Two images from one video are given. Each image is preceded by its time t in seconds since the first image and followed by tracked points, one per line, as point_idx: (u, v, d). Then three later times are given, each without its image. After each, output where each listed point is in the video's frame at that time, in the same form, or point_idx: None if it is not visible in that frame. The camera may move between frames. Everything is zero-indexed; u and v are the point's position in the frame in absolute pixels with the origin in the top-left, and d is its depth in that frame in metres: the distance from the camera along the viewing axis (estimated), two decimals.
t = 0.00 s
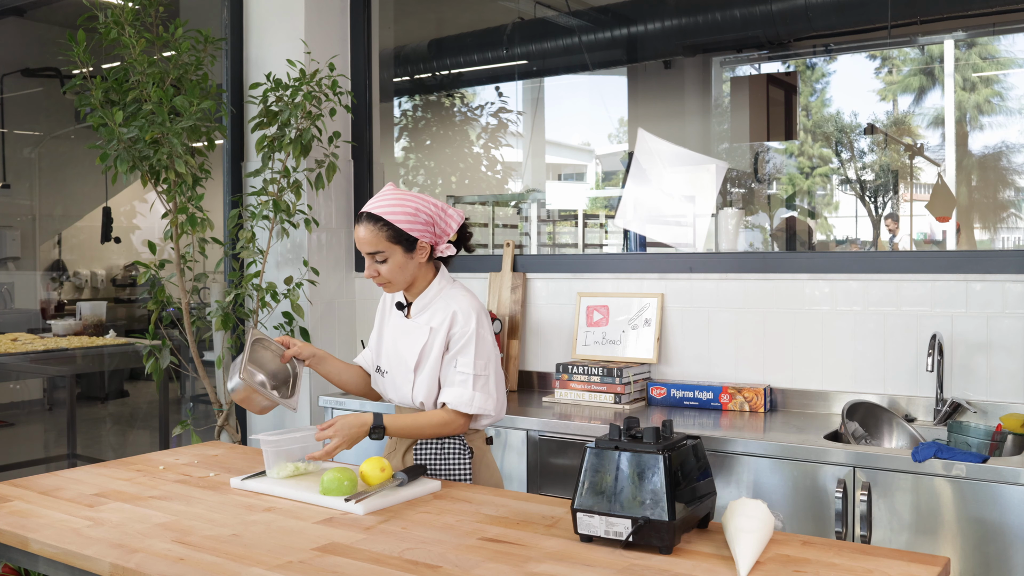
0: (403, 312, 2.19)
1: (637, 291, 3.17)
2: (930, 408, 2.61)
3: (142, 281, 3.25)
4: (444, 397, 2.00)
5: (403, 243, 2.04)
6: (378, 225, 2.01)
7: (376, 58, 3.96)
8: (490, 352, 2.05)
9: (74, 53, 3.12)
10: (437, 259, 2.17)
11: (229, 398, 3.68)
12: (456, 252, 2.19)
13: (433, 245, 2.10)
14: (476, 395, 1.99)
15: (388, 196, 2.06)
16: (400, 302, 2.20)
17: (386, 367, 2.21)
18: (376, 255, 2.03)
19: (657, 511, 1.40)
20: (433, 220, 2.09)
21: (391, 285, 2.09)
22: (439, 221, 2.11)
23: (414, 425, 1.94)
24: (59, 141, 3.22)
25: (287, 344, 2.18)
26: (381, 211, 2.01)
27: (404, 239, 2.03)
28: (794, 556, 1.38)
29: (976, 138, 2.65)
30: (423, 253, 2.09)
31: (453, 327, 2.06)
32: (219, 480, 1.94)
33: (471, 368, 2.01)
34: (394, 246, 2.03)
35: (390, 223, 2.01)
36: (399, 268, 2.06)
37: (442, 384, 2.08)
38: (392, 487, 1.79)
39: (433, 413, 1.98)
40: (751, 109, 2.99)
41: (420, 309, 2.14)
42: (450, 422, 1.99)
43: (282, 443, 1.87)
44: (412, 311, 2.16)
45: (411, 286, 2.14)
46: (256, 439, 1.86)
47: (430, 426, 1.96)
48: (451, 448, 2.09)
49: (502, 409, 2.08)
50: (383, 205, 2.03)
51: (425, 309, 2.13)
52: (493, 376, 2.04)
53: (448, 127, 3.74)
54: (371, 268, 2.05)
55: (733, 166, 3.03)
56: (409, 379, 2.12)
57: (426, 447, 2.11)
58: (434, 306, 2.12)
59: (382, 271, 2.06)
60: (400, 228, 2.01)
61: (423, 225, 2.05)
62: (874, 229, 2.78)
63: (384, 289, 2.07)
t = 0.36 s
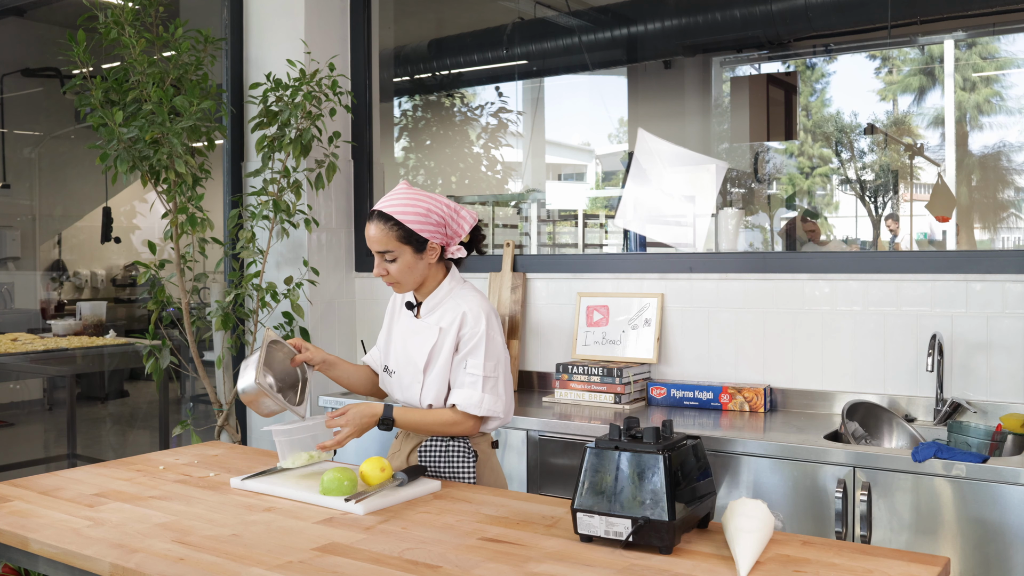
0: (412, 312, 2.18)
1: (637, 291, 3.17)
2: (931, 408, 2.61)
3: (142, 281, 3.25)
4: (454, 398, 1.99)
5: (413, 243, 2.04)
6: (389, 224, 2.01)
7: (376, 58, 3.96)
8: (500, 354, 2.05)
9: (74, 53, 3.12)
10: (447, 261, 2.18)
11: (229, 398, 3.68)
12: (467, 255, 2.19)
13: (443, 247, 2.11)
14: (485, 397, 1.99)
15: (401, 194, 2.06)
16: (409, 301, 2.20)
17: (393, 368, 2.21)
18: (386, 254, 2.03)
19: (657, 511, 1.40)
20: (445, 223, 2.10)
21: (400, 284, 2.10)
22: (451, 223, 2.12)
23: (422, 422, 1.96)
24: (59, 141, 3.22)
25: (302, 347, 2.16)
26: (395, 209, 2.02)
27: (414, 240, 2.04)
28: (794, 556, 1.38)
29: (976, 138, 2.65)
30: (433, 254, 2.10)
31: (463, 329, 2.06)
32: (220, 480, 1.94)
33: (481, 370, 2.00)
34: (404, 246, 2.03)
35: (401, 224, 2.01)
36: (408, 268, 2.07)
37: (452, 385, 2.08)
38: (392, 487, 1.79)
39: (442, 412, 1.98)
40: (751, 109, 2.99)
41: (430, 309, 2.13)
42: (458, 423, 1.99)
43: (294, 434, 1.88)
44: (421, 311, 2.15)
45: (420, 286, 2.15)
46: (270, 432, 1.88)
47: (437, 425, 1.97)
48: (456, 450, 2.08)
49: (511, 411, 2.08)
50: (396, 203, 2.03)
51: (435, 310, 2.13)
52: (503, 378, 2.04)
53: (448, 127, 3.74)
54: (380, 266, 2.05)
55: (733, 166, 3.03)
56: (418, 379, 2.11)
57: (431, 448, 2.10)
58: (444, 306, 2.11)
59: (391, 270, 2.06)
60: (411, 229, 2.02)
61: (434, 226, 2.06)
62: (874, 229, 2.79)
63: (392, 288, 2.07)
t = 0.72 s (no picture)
0: (416, 312, 2.19)
1: (637, 291, 3.17)
2: (931, 408, 2.61)
3: (142, 281, 3.25)
4: (457, 398, 2.00)
5: (419, 242, 2.05)
6: (396, 222, 2.02)
7: (376, 58, 3.96)
8: (503, 354, 2.06)
9: (74, 53, 3.12)
10: (451, 262, 2.18)
11: (229, 398, 3.68)
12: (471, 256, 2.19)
13: (449, 247, 2.10)
14: (488, 397, 2.00)
15: (408, 193, 2.06)
16: (411, 301, 2.20)
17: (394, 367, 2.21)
18: (391, 253, 2.04)
19: (658, 511, 1.40)
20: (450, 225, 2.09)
21: (405, 284, 2.10)
22: (457, 224, 2.12)
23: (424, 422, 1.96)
24: (59, 141, 3.22)
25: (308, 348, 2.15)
26: (403, 208, 2.02)
27: (420, 240, 2.04)
28: (794, 556, 1.38)
29: (976, 138, 2.65)
30: (438, 254, 2.10)
31: (467, 329, 2.06)
32: (220, 480, 1.94)
33: (484, 370, 2.01)
34: (409, 246, 2.04)
35: (407, 222, 2.02)
36: (413, 268, 2.07)
37: (454, 385, 2.08)
38: (392, 487, 1.79)
39: (444, 412, 1.98)
40: (751, 109, 2.99)
41: (432, 309, 2.14)
42: (460, 423, 1.99)
43: (298, 430, 1.85)
44: (424, 311, 2.16)
45: (424, 286, 2.15)
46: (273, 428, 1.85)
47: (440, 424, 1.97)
48: (457, 451, 2.08)
49: (513, 411, 2.08)
50: (403, 202, 2.03)
51: (438, 310, 2.13)
52: (505, 378, 2.05)
53: (448, 127, 3.74)
54: (386, 265, 2.05)
55: (733, 166, 3.03)
56: (421, 379, 2.11)
57: (432, 448, 2.10)
58: (447, 305, 2.12)
59: (396, 270, 2.06)
60: (417, 228, 2.02)
61: (440, 227, 2.05)
62: (874, 229, 2.79)
63: (397, 287, 2.07)
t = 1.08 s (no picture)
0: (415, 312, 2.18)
1: (637, 291, 3.17)
2: (931, 408, 2.61)
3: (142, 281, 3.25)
4: (459, 399, 2.00)
5: (416, 241, 2.04)
6: (391, 222, 2.02)
7: (376, 58, 3.96)
8: (505, 353, 2.06)
9: (74, 54, 3.12)
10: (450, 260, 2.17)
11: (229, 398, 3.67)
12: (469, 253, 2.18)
13: (446, 246, 2.10)
14: (490, 397, 2.00)
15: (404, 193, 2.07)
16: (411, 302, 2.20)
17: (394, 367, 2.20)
18: (389, 254, 2.04)
19: (657, 511, 1.40)
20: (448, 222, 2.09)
21: (404, 284, 2.10)
22: (454, 222, 2.12)
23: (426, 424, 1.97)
24: (59, 141, 3.22)
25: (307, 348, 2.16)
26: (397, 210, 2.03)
27: (416, 238, 2.04)
28: (794, 556, 1.38)
29: (976, 138, 2.65)
30: (435, 253, 2.10)
31: (467, 329, 2.06)
32: (220, 480, 1.94)
33: (486, 370, 2.01)
34: (405, 246, 2.03)
35: (403, 222, 2.02)
36: (410, 267, 2.07)
37: (455, 385, 2.08)
38: (393, 487, 1.79)
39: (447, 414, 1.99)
40: (751, 109, 2.99)
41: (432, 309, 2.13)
42: (463, 423, 2.00)
43: (298, 430, 1.85)
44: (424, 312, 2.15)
45: (423, 286, 2.15)
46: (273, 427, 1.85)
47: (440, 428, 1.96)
48: (456, 451, 2.08)
49: (514, 411, 2.09)
50: (398, 202, 2.04)
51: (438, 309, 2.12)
52: (507, 378, 2.05)
53: (448, 127, 3.74)
54: (383, 267, 2.05)
55: (733, 166, 3.02)
56: (421, 380, 2.10)
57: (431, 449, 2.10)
58: (447, 305, 2.12)
59: (394, 270, 2.06)
60: (413, 227, 2.02)
61: (437, 225, 2.05)
62: (874, 229, 2.79)
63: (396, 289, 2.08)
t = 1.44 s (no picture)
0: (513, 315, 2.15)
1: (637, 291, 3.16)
2: (932, 408, 2.61)
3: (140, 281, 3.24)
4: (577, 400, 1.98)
5: (564, 232, 2.14)
6: (539, 214, 2.14)
7: (375, 58, 3.95)
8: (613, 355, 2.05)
9: (73, 53, 3.10)
10: (606, 256, 2.25)
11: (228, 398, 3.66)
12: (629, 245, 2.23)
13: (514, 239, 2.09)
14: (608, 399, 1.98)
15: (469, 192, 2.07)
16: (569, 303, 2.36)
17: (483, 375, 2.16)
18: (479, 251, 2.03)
19: (658, 512, 1.39)
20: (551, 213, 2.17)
21: (556, 278, 2.16)
22: (609, 211, 2.17)
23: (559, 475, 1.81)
24: (57, 141, 3.20)
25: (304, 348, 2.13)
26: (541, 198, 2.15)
27: (565, 229, 2.13)
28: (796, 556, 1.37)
29: (977, 137, 2.64)
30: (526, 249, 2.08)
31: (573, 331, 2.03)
32: (219, 481, 1.93)
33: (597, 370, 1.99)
34: (552, 237, 2.13)
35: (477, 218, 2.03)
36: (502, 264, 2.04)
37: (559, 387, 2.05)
38: (392, 487, 1.78)
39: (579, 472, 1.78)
40: (752, 108, 2.98)
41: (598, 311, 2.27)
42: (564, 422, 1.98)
43: (288, 447, 1.88)
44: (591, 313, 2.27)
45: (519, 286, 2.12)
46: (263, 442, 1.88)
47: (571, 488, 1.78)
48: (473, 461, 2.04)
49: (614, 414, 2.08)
50: (551, 190, 2.13)
51: (604, 313, 2.26)
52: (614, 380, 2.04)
53: (448, 126, 3.72)
54: (533, 261, 2.15)
55: (733, 166, 3.01)
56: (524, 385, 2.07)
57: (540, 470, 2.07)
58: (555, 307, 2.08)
59: (544, 263, 2.16)
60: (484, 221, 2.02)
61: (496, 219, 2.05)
62: (875, 229, 2.77)
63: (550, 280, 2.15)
